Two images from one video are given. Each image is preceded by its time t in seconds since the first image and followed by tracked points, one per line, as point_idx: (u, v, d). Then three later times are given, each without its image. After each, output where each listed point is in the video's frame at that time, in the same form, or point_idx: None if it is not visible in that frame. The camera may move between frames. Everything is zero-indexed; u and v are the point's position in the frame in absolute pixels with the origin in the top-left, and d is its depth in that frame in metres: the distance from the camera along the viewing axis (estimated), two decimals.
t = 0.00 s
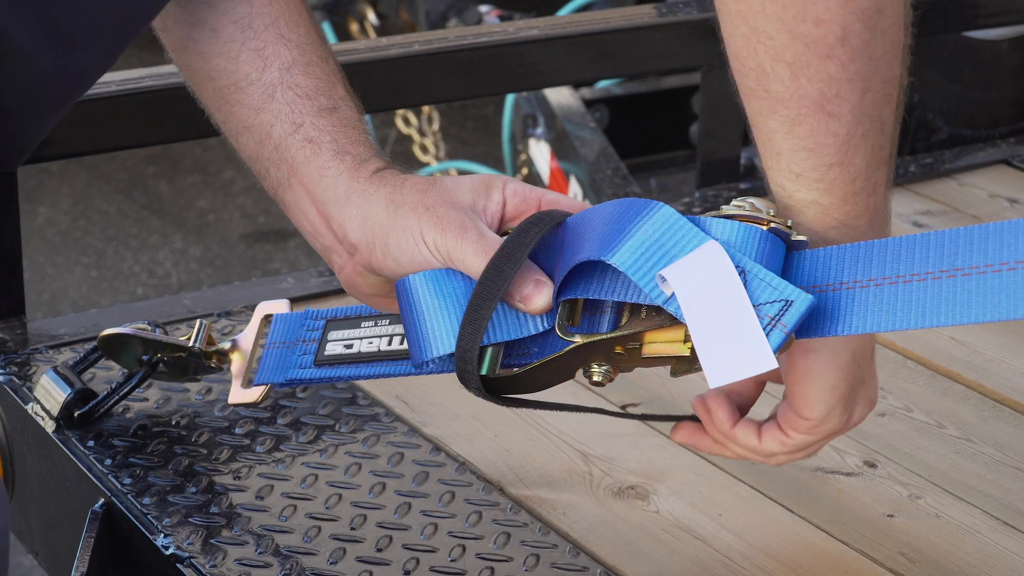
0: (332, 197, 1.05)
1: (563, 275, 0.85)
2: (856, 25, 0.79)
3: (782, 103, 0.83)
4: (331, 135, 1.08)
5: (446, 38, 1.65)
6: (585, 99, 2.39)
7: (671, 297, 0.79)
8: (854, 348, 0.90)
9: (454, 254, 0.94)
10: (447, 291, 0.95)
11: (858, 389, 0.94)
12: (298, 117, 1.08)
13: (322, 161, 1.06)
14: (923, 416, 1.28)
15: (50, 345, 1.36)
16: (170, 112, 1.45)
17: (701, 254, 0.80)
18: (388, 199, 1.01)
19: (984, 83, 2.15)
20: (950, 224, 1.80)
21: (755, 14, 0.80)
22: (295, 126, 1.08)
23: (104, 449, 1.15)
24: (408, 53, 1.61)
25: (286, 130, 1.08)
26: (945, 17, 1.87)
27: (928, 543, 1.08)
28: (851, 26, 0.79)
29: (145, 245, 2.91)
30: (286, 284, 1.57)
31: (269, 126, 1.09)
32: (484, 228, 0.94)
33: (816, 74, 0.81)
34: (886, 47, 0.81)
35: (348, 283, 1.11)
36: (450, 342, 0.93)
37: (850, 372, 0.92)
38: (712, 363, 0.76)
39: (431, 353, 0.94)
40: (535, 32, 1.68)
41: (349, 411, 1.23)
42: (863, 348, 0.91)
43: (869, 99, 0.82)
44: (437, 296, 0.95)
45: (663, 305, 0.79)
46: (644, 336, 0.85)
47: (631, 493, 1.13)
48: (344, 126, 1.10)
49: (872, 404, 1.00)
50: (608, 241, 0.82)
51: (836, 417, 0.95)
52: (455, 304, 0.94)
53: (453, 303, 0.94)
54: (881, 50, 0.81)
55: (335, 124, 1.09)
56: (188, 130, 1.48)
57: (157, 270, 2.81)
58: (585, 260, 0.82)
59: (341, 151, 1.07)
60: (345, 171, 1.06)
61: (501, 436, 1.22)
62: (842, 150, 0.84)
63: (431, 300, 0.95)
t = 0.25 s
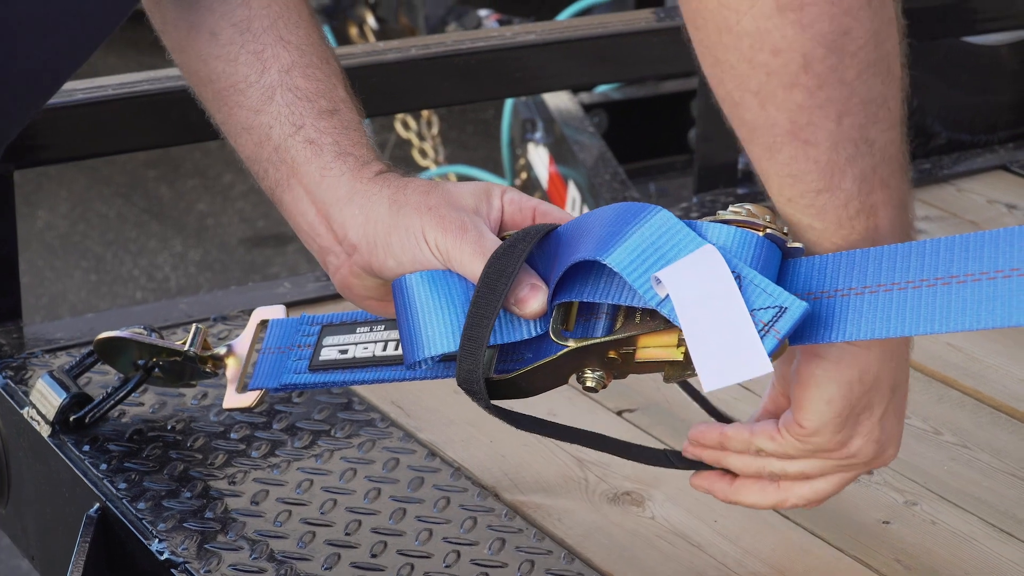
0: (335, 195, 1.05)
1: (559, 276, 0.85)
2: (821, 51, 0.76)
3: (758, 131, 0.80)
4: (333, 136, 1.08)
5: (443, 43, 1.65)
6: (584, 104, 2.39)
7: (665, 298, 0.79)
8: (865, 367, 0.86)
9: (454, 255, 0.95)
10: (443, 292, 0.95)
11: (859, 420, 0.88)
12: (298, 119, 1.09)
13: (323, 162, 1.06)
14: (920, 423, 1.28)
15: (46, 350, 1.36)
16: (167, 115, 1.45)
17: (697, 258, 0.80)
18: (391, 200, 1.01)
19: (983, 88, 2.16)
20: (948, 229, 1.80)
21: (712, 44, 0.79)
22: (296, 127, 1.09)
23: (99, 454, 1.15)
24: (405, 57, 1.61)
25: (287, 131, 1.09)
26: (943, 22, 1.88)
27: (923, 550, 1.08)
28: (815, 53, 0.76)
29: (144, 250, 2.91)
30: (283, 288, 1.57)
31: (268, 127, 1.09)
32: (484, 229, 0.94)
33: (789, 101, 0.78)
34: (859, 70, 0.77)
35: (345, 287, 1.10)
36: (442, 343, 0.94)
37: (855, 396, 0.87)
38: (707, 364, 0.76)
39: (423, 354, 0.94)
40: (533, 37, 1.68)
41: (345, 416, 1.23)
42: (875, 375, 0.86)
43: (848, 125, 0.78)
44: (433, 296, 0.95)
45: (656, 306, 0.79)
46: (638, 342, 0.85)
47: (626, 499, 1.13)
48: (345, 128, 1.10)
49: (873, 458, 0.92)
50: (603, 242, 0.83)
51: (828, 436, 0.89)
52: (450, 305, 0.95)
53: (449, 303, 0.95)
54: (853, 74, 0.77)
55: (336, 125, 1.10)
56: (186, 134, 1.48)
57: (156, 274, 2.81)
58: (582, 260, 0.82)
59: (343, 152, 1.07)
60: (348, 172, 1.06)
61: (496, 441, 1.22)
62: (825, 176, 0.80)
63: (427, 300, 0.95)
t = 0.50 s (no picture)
0: (329, 203, 1.05)
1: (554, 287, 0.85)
2: (801, 86, 0.74)
3: (742, 163, 0.80)
4: (326, 144, 1.09)
5: (442, 46, 1.65)
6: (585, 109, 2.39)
7: (662, 310, 0.79)
8: (847, 391, 0.86)
9: (448, 265, 0.94)
10: (438, 301, 0.96)
11: (842, 439, 0.90)
12: (291, 127, 1.09)
13: (317, 169, 1.07)
14: (918, 428, 1.28)
15: (44, 352, 1.36)
16: (165, 119, 1.46)
17: (693, 267, 0.80)
18: (385, 209, 1.01)
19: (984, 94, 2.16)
20: (948, 235, 1.80)
21: (692, 80, 0.77)
22: (288, 135, 1.09)
23: (97, 456, 1.15)
24: (404, 61, 1.62)
25: (279, 139, 1.09)
26: (943, 28, 1.88)
27: (921, 555, 1.08)
28: (794, 88, 0.75)
29: (145, 252, 2.91)
30: (282, 292, 1.58)
31: (261, 135, 1.10)
32: (478, 238, 0.94)
33: (770, 135, 0.77)
34: (843, 103, 0.76)
35: (340, 294, 1.10)
36: (440, 353, 0.95)
37: (838, 417, 0.88)
38: (706, 374, 0.76)
39: (422, 364, 0.96)
40: (533, 41, 1.68)
41: (343, 420, 1.23)
42: (859, 398, 0.87)
43: (831, 157, 0.78)
44: (429, 306, 0.96)
45: (653, 318, 0.79)
46: (637, 350, 0.85)
47: (623, 503, 1.13)
48: (338, 135, 1.10)
49: (857, 477, 0.94)
50: (599, 252, 0.82)
51: (810, 453, 0.91)
52: (446, 314, 0.95)
53: (447, 314, 0.95)
54: (836, 107, 0.76)
55: (329, 133, 1.10)
56: (183, 138, 1.48)
57: (158, 277, 2.81)
58: (577, 271, 0.82)
59: (337, 159, 1.07)
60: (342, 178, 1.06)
61: (493, 445, 1.22)
62: (808, 208, 0.81)
63: (424, 312, 0.96)
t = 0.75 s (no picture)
0: (328, 206, 1.05)
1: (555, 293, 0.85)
2: (805, 86, 0.74)
3: (751, 163, 0.80)
4: (325, 146, 1.09)
5: (446, 46, 1.66)
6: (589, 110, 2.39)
7: (664, 313, 0.79)
8: (869, 393, 0.86)
9: (446, 271, 0.94)
10: (438, 308, 0.95)
11: (864, 441, 0.89)
12: (290, 129, 1.09)
13: (316, 172, 1.06)
14: (920, 430, 1.27)
15: (46, 351, 1.36)
16: (167, 119, 1.46)
17: (695, 269, 0.80)
18: (384, 213, 1.00)
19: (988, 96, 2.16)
20: (951, 237, 1.80)
21: (699, 82, 0.77)
22: (287, 137, 1.09)
23: (98, 456, 1.15)
24: (407, 61, 1.62)
25: (279, 141, 1.09)
26: (947, 29, 1.88)
27: (923, 557, 1.08)
28: (799, 88, 0.74)
29: (149, 253, 2.91)
30: (284, 292, 1.58)
31: (260, 136, 1.10)
32: (475, 243, 0.94)
33: (778, 135, 0.77)
34: (850, 101, 0.75)
35: (340, 296, 1.09)
36: (440, 361, 0.94)
37: (860, 418, 0.87)
38: (708, 377, 0.76)
39: (423, 371, 0.95)
40: (536, 41, 1.68)
41: (344, 419, 1.23)
42: (882, 399, 0.86)
43: (840, 156, 0.78)
44: (428, 312, 0.95)
45: (656, 322, 0.79)
46: (637, 352, 0.85)
47: (624, 504, 1.13)
48: (337, 137, 1.10)
49: (878, 478, 0.94)
50: (600, 256, 0.82)
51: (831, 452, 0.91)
52: (445, 320, 0.95)
53: (446, 320, 0.95)
54: (842, 106, 0.76)
55: (329, 134, 1.10)
56: (186, 138, 1.48)
57: (161, 278, 2.81)
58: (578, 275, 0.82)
59: (336, 162, 1.07)
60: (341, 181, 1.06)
61: (494, 445, 1.22)
62: (819, 207, 0.81)
63: (424, 317, 0.95)
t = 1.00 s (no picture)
0: (329, 204, 1.05)
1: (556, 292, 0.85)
2: (800, 83, 0.74)
3: (743, 162, 0.80)
4: (326, 144, 1.09)
5: (450, 45, 1.66)
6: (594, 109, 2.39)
7: (666, 313, 0.79)
8: (857, 390, 0.86)
9: (447, 269, 0.93)
10: (439, 308, 0.95)
11: (852, 436, 0.89)
12: (291, 127, 1.09)
13: (317, 170, 1.06)
14: (923, 430, 1.27)
15: (48, 349, 1.36)
16: (169, 117, 1.45)
17: (697, 270, 0.79)
18: (385, 211, 1.00)
19: (992, 96, 2.15)
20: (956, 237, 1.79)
21: (691, 79, 0.77)
22: (289, 135, 1.09)
23: (99, 454, 1.15)
24: (411, 59, 1.61)
25: (280, 139, 1.09)
26: (952, 29, 1.87)
27: (925, 558, 1.08)
28: (793, 86, 0.74)
29: (154, 251, 2.91)
30: (287, 290, 1.58)
31: (261, 135, 1.10)
32: (477, 241, 0.93)
33: (769, 132, 0.77)
34: (845, 99, 0.76)
35: (341, 294, 1.09)
36: (441, 361, 0.94)
37: (848, 415, 0.87)
38: (711, 377, 0.75)
39: (424, 371, 0.96)
40: (540, 40, 1.68)
41: (346, 418, 1.23)
42: (868, 395, 0.86)
43: (834, 154, 0.77)
44: (430, 312, 0.95)
45: (657, 322, 0.79)
46: (638, 352, 0.85)
47: (626, 503, 1.13)
48: (339, 134, 1.10)
49: (865, 467, 0.94)
50: (601, 256, 0.82)
51: (820, 450, 0.91)
52: (445, 320, 0.94)
53: (447, 320, 0.94)
54: (837, 104, 0.76)
55: (330, 132, 1.10)
56: (188, 136, 1.48)
57: (167, 276, 2.81)
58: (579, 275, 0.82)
59: (337, 159, 1.07)
60: (342, 179, 1.06)
61: (496, 444, 1.22)
62: (813, 208, 0.81)
63: (425, 317, 0.95)
